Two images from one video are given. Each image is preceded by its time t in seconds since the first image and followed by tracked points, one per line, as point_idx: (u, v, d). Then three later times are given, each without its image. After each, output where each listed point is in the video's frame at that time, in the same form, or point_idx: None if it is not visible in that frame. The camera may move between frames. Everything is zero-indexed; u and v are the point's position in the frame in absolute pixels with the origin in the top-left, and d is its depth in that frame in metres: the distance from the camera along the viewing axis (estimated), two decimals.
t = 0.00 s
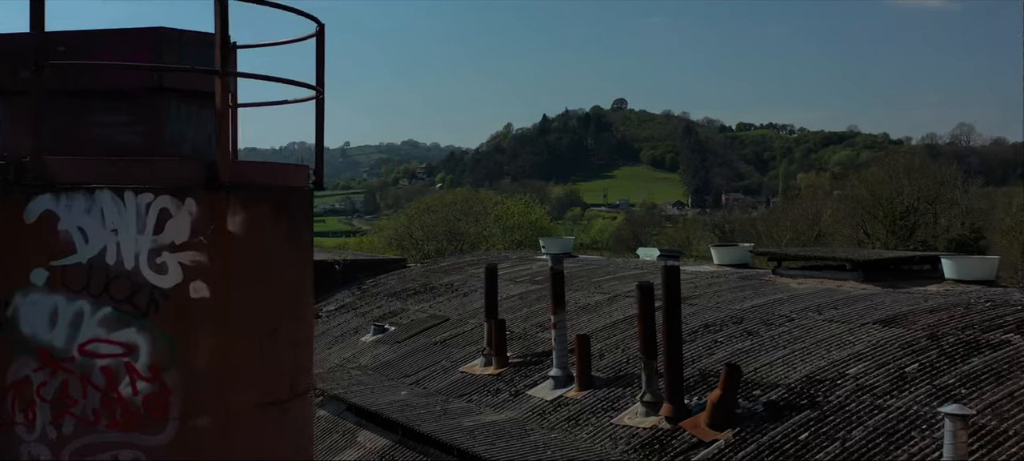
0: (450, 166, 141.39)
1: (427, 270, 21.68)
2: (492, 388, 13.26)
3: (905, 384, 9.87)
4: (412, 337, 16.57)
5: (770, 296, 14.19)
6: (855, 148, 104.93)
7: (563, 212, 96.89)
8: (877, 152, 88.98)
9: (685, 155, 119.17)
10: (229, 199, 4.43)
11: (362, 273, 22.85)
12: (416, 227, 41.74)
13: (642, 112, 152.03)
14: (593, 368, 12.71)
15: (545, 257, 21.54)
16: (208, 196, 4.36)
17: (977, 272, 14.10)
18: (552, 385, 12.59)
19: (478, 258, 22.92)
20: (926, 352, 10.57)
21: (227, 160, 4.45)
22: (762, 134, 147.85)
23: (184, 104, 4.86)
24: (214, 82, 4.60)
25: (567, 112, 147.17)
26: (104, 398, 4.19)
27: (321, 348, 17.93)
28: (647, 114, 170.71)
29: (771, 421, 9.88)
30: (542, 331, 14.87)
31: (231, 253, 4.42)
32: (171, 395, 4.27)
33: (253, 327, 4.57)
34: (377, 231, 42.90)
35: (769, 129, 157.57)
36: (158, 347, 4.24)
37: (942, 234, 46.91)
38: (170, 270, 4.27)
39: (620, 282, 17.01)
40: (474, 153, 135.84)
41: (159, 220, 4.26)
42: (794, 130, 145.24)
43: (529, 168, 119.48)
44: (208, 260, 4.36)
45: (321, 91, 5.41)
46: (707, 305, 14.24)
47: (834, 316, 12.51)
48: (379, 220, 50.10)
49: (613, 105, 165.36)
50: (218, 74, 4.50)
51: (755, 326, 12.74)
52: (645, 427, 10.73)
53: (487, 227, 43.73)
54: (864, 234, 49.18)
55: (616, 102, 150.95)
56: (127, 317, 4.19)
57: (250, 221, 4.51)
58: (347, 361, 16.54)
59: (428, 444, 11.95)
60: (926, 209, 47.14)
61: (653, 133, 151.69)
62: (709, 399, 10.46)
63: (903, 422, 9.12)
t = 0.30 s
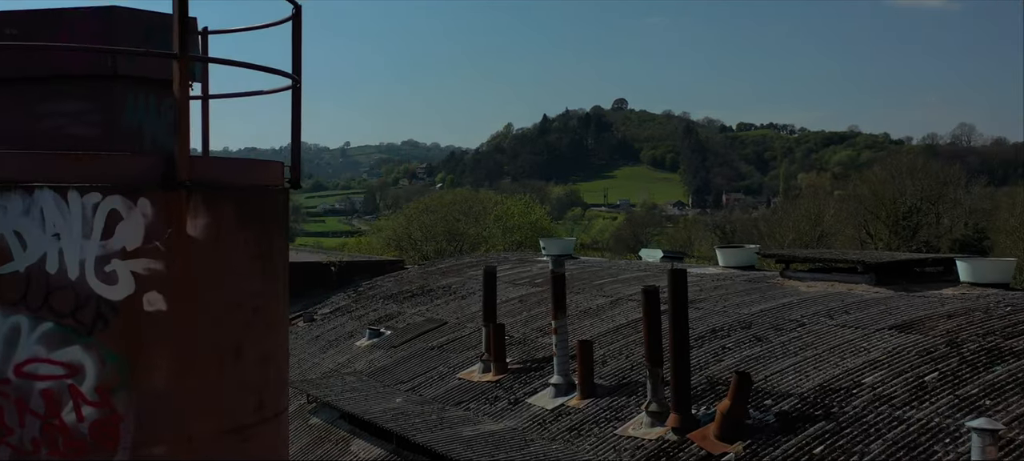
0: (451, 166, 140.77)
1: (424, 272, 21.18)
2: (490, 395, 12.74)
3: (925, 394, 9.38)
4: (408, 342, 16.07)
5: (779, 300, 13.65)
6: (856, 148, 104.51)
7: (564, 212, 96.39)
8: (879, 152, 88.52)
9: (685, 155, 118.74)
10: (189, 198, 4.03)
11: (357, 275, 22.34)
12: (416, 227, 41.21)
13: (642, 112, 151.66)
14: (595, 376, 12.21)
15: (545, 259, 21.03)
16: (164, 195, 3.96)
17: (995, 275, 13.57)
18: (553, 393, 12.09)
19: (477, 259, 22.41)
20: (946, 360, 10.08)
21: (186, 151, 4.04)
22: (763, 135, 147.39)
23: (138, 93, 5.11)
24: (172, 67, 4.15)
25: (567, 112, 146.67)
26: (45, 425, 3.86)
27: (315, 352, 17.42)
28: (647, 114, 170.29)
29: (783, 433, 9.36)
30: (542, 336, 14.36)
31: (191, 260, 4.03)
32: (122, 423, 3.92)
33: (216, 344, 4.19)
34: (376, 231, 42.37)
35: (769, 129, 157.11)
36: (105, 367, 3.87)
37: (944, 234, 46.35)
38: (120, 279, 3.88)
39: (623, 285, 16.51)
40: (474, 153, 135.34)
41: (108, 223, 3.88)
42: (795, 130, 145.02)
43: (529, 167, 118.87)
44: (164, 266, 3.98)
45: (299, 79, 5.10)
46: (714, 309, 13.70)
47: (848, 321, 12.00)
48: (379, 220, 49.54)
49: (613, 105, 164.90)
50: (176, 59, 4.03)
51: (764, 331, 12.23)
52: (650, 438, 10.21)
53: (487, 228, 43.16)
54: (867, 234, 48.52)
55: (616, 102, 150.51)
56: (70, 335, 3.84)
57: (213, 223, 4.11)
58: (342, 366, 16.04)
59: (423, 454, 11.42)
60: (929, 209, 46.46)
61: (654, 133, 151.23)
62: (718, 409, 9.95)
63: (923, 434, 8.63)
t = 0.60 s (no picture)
0: (451, 166, 140.30)
1: (422, 274, 20.65)
2: (488, 404, 12.23)
3: (947, 406, 8.90)
4: (404, 346, 15.57)
5: (789, 305, 13.13)
6: (857, 148, 103.92)
7: (564, 212, 95.97)
8: (881, 152, 87.94)
9: (686, 155, 118.46)
10: (136, 198, 3.87)
11: (352, 277, 21.86)
12: (415, 228, 40.71)
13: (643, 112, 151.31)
14: (598, 384, 11.71)
15: (545, 261, 20.53)
16: (109, 196, 3.81)
17: (1015, 277, 13.03)
18: (554, 401, 11.59)
19: (475, 261, 21.89)
20: (967, 369, 9.61)
21: (131, 142, 3.89)
22: (763, 135, 146.83)
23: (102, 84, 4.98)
24: (118, 49, 3.99)
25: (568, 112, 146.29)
26: None
27: (309, 357, 16.91)
28: (647, 114, 169.83)
29: (797, 448, 8.83)
30: (543, 341, 13.85)
31: (135, 270, 3.87)
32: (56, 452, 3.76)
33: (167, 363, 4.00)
34: (374, 231, 41.86)
35: (770, 129, 156.89)
36: (39, 391, 3.72)
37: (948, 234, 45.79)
38: (55, 293, 3.74)
39: (625, 288, 16.01)
40: (474, 153, 134.89)
41: (42, 228, 3.73)
42: (796, 131, 144.83)
43: (529, 168, 118.35)
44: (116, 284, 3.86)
45: (269, 67, 4.93)
46: (721, 314, 13.19)
47: (861, 327, 11.52)
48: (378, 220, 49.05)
49: (613, 105, 164.37)
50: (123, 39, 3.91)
51: (775, 337, 11.73)
52: (656, 451, 9.71)
53: (485, 228, 42.65)
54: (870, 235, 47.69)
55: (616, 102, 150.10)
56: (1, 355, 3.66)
57: (166, 226, 3.97)
58: (336, 371, 15.53)
59: None
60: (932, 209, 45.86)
61: (655, 133, 150.89)
62: (728, 422, 9.42)
63: (949, 450, 8.13)
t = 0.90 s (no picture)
0: (450, 167, 139.84)
1: (418, 277, 20.09)
2: (485, 415, 11.64)
3: (976, 421, 8.33)
4: (400, 352, 14.99)
5: (801, 310, 12.53)
6: (857, 148, 103.45)
7: (564, 212, 95.47)
8: (882, 152, 87.38)
9: (686, 155, 118.11)
10: (53, 200, 4.33)
11: (348, 280, 21.30)
12: (413, 229, 40.12)
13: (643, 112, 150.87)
14: (601, 394, 11.11)
15: (545, 263, 19.97)
16: (20, 196, 4.29)
17: None
18: (555, 413, 10.99)
19: (474, 263, 21.32)
20: (993, 380, 9.06)
21: (48, 128, 4.35)
22: (763, 135, 146.23)
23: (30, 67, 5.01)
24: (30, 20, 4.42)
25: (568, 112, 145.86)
26: None
27: (301, 363, 16.32)
28: (647, 114, 169.39)
29: None
30: (543, 348, 13.26)
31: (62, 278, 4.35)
32: None
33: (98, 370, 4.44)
34: (371, 232, 41.24)
35: (770, 129, 156.60)
36: None
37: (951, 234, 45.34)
38: None
39: (628, 292, 15.44)
40: (474, 153, 134.33)
41: None
42: (796, 130, 144.59)
43: (529, 168, 117.81)
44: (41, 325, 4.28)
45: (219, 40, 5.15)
46: (728, 320, 12.60)
47: (878, 333, 10.95)
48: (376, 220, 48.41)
49: (613, 105, 163.79)
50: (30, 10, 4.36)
51: (786, 345, 11.15)
52: None
53: (485, 229, 41.98)
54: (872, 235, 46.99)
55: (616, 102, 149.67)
56: None
57: (88, 230, 4.40)
58: (328, 378, 14.94)
59: None
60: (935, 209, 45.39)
61: (655, 133, 150.47)
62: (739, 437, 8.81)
63: None
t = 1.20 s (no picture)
0: (451, 166, 139.37)
1: (415, 279, 19.56)
2: (482, 425, 11.11)
3: (1004, 435, 7.81)
4: (394, 358, 14.45)
5: (813, 315, 11.99)
6: (857, 148, 103.06)
7: (564, 212, 95.04)
8: (884, 152, 86.80)
9: (686, 155, 117.73)
10: None
11: (343, 282, 20.75)
12: (412, 229, 39.64)
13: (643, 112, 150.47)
14: (604, 403, 10.57)
15: (545, 265, 19.44)
16: None
17: None
18: (555, 424, 10.46)
19: (472, 265, 20.79)
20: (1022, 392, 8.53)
21: None
22: (763, 135, 145.68)
23: None
24: None
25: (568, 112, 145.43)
26: None
27: (292, 368, 15.78)
28: (647, 114, 168.98)
29: None
30: (543, 354, 12.73)
31: None
32: None
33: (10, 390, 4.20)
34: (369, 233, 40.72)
35: (770, 130, 156.39)
36: None
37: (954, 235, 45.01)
38: None
39: (631, 296, 14.90)
40: (474, 154, 133.80)
41: None
42: (796, 130, 144.39)
43: (529, 168, 117.33)
44: None
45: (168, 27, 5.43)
46: (736, 326, 12.06)
47: (894, 340, 10.43)
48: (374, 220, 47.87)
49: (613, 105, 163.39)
50: None
51: (798, 353, 10.63)
52: None
53: (484, 229, 41.44)
54: (874, 236, 47.09)
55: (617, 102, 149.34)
56: None
57: None
58: (320, 385, 14.42)
59: None
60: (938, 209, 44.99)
61: (655, 134, 150.19)
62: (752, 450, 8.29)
63: None
